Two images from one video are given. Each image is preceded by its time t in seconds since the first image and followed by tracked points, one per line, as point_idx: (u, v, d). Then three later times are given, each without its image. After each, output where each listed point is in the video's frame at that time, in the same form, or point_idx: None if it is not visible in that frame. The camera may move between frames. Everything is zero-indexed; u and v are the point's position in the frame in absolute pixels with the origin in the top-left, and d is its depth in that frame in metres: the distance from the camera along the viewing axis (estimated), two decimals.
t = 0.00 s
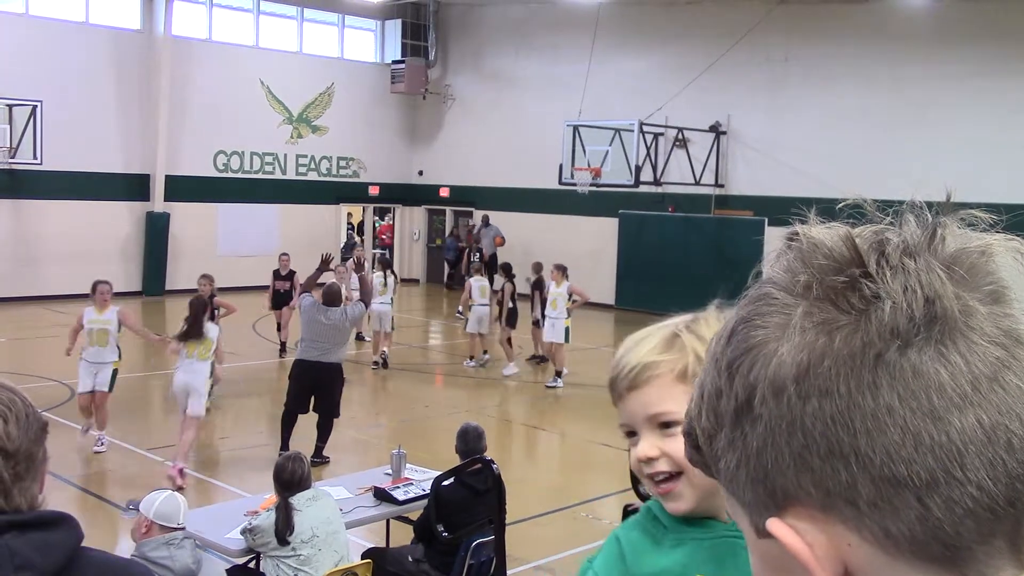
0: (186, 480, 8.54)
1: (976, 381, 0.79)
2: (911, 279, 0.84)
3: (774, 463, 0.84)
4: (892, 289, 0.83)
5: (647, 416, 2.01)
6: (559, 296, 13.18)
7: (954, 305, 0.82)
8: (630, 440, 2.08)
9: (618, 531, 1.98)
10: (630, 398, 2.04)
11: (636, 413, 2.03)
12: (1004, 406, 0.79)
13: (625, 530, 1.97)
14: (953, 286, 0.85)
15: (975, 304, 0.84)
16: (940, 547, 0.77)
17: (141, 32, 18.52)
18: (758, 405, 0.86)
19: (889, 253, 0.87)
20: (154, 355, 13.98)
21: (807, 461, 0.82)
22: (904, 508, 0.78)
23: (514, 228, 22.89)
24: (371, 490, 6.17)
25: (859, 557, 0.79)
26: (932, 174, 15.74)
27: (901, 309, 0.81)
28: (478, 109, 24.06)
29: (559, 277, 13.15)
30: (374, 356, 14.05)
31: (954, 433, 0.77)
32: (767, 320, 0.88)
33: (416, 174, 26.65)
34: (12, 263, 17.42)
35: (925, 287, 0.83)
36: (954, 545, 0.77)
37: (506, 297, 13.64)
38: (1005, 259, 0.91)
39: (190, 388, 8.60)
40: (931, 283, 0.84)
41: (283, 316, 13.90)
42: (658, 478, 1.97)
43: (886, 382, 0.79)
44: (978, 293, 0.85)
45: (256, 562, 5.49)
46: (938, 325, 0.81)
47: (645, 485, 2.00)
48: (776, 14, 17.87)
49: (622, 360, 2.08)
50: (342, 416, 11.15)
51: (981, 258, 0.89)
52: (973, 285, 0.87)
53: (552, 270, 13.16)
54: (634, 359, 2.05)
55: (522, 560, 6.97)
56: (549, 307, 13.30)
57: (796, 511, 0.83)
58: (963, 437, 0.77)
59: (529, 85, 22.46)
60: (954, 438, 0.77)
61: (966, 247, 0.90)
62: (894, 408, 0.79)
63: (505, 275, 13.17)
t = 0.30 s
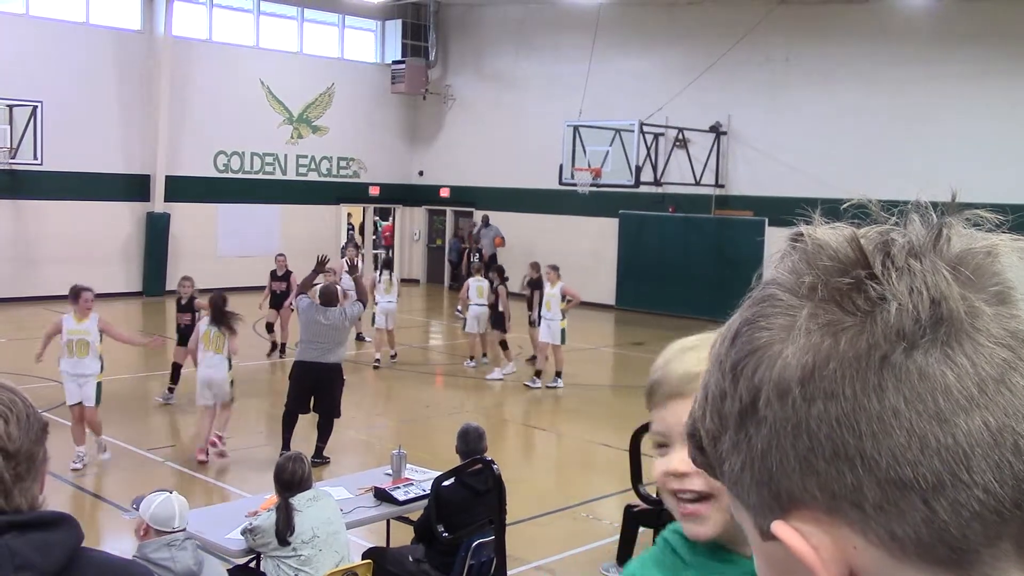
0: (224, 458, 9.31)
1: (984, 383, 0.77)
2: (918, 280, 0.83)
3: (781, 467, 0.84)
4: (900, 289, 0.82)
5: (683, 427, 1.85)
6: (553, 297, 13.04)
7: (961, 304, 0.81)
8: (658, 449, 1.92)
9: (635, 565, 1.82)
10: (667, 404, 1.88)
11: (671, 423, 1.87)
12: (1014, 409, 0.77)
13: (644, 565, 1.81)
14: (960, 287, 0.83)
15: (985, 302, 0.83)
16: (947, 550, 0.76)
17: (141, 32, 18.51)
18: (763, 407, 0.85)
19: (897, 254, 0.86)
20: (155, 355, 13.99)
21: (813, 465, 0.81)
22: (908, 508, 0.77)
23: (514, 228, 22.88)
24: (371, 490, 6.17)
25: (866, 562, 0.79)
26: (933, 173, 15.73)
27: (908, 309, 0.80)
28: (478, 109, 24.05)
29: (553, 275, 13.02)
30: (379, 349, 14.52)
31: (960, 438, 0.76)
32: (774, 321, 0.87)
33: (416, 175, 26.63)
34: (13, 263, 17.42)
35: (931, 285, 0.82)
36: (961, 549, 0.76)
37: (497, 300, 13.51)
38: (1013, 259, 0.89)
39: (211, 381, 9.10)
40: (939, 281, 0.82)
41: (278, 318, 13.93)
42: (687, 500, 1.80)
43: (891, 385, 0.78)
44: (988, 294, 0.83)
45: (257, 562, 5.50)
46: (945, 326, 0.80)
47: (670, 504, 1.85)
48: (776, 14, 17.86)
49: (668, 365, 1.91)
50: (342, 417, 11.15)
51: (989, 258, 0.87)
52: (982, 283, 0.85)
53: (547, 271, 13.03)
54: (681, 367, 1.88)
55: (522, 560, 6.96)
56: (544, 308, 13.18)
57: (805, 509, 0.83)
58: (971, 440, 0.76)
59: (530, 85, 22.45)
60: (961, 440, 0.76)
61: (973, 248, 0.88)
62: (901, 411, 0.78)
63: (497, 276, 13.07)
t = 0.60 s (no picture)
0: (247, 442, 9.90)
1: (991, 386, 0.77)
2: (927, 283, 0.82)
3: (787, 472, 0.84)
4: (908, 292, 0.81)
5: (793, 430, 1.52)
6: (544, 298, 13.06)
7: (971, 307, 0.80)
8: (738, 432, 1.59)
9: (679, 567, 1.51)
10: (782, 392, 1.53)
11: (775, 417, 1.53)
12: None
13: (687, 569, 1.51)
14: (966, 289, 0.82)
15: (994, 303, 0.82)
16: (953, 554, 0.77)
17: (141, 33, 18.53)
18: (768, 410, 0.85)
19: (905, 254, 0.84)
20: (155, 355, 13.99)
21: (819, 469, 0.82)
22: (914, 513, 0.78)
23: (514, 228, 22.90)
24: (371, 490, 6.17)
25: (870, 564, 0.80)
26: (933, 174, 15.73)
27: (918, 312, 0.79)
28: (479, 109, 24.04)
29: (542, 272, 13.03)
30: (380, 347, 14.65)
31: (966, 444, 0.76)
32: (779, 323, 0.86)
33: (417, 175, 26.63)
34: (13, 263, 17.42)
35: (940, 286, 0.81)
36: (966, 552, 0.77)
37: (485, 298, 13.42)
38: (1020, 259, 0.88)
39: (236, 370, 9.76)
40: (946, 282, 0.81)
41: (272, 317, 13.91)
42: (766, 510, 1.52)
43: (899, 389, 0.78)
44: (997, 294, 0.83)
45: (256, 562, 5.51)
46: (952, 331, 0.79)
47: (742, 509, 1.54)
48: (776, 15, 17.86)
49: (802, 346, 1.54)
50: (342, 417, 11.15)
51: (999, 257, 0.86)
52: (992, 283, 0.84)
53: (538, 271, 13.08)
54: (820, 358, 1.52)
55: (523, 561, 6.96)
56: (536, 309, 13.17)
57: (812, 512, 0.83)
58: (978, 445, 0.76)
59: (530, 85, 22.45)
60: (969, 445, 0.76)
61: (980, 248, 0.87)
62: (908, 416, 0.78)
63: (488, 275, 13.02)
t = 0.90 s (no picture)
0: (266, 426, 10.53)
1: (990, 388, 0.77)
2: (922, 283, 0.82)
3: (785, 474, 0.84)
4: (905, 294, 0.81)
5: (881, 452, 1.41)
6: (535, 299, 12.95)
7: (967, 308, 0.80)
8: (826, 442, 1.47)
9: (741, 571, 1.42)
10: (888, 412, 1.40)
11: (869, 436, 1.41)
12: None
13: None
14: (964, 291, 0.82)
15: (995, 305, 0.82)
16: (952, 556, 0.77)
17: (141, 33, 18.52)
18: (766, 413, 0.85)
19: (901, 256, 0.84)
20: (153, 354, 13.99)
21: (818, 470, 0.81)
22: (908, 510, 0.78)
23: (513, 228, 22.90)
24: (370, 490, 6.17)
25: (868, 566, 0.80)
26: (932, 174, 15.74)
27: (912, 310, 0.80)
28: (478, 109, 24.03)
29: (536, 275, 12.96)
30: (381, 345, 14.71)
31: (961, 447, 0.76)
32: (775, 324, 0.87)
33: (416, 175, 26.63)
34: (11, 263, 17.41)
35: (936, 284, 0.81)
36: (965, 553, 0.77)
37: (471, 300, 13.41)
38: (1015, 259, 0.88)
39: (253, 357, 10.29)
40: (942, 282, 0.82)
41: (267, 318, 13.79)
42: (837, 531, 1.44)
43: (896, 392, 0.78)
44: (992, 295, 0.83)
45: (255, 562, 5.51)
46: (945, 330, 0.79)
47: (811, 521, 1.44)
48: (775, 15, 17.87)
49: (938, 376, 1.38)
50: (340, 417, 11.15)
51: (994, 260, 0.86)
52: (984, 285, 0.84)
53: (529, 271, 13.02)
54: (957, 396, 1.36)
55: (522, 561, 6.95)
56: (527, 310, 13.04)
57: (813, 513, 0.82)
58: (974, 446, 0.76)
59: (529, 85, 22.44)
60: (966, 446, 0.76)
61: (975, 252, 0.87)
62: (908, 416, 0.78)
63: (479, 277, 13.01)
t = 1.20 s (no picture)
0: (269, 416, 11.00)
1: (989, 388, 0.77)
2: (922, 283, 0.82)
3: (786, 475, 0.84)
4: (906, 294, 0.81)
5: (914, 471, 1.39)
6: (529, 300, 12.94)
7: (967, 307, 0.80)
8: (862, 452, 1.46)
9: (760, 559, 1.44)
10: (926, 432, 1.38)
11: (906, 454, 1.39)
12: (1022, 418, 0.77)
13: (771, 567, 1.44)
14: (963, 290, 0.82)
15: (993, 305, 0.82)
16: (951, 555, 0.77)
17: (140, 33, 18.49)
18: (766, 413, 0.85)
19: (901, 256, 0.84)
20: (152, 355, 13.96)
21: (818, 469, 0.82)
22: (907, 507, 0.78)
23: (513, 228, 22.88)
24: (369, 490, 6.17)
25: (870, 566, 0.80)
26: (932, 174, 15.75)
27: (911, 309, 0.80)
28: (477, 109, 24.01)
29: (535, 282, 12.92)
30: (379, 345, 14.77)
31: (959, 447, 0.77)
32: (774, 327, 0.87)
33: (415, 175, 26.59)
34: (10, 264, 17.38)
35: (934, 284, 0.82)
36: (967, 552, 0.77)
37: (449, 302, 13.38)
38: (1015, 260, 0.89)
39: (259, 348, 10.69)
40: (943, 281, 0.82)
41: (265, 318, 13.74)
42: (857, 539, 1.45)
43: (896, 391, 0.78)
44: (992, 294, 0.83)
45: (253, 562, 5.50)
46: (944, 331, 0.79)
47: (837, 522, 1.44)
48: (774, 14, 17.85)
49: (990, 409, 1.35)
50: (339, 417, 11.14)
51: (994, 261, 0.86)
52: (983, 285, 0.84)
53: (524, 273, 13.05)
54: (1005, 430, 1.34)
55: (521, 561, 6.95)
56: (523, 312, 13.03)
57: (815, 512, 0.82)
58: (976, 446, 0.76)
59: (528, 85, 22.42)
60: (966, 446, 0.76)
61: (974, 251, 0.87)
62: (909, 417, 0.78)
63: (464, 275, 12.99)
